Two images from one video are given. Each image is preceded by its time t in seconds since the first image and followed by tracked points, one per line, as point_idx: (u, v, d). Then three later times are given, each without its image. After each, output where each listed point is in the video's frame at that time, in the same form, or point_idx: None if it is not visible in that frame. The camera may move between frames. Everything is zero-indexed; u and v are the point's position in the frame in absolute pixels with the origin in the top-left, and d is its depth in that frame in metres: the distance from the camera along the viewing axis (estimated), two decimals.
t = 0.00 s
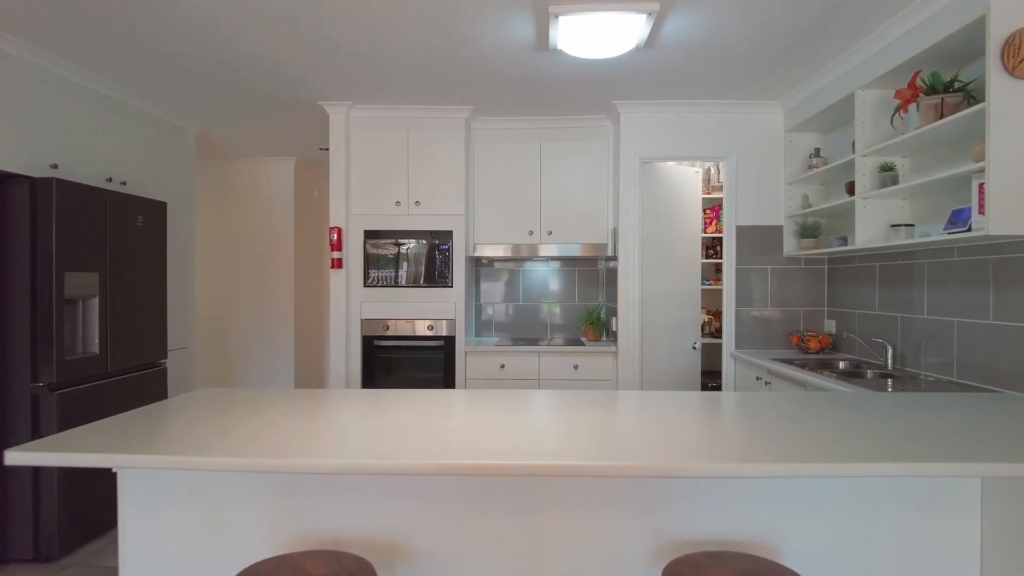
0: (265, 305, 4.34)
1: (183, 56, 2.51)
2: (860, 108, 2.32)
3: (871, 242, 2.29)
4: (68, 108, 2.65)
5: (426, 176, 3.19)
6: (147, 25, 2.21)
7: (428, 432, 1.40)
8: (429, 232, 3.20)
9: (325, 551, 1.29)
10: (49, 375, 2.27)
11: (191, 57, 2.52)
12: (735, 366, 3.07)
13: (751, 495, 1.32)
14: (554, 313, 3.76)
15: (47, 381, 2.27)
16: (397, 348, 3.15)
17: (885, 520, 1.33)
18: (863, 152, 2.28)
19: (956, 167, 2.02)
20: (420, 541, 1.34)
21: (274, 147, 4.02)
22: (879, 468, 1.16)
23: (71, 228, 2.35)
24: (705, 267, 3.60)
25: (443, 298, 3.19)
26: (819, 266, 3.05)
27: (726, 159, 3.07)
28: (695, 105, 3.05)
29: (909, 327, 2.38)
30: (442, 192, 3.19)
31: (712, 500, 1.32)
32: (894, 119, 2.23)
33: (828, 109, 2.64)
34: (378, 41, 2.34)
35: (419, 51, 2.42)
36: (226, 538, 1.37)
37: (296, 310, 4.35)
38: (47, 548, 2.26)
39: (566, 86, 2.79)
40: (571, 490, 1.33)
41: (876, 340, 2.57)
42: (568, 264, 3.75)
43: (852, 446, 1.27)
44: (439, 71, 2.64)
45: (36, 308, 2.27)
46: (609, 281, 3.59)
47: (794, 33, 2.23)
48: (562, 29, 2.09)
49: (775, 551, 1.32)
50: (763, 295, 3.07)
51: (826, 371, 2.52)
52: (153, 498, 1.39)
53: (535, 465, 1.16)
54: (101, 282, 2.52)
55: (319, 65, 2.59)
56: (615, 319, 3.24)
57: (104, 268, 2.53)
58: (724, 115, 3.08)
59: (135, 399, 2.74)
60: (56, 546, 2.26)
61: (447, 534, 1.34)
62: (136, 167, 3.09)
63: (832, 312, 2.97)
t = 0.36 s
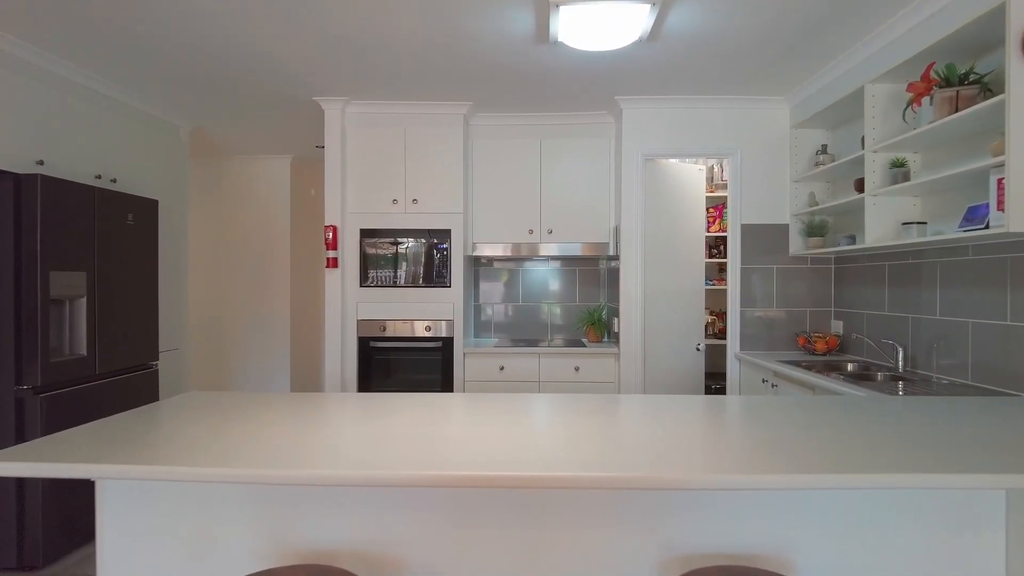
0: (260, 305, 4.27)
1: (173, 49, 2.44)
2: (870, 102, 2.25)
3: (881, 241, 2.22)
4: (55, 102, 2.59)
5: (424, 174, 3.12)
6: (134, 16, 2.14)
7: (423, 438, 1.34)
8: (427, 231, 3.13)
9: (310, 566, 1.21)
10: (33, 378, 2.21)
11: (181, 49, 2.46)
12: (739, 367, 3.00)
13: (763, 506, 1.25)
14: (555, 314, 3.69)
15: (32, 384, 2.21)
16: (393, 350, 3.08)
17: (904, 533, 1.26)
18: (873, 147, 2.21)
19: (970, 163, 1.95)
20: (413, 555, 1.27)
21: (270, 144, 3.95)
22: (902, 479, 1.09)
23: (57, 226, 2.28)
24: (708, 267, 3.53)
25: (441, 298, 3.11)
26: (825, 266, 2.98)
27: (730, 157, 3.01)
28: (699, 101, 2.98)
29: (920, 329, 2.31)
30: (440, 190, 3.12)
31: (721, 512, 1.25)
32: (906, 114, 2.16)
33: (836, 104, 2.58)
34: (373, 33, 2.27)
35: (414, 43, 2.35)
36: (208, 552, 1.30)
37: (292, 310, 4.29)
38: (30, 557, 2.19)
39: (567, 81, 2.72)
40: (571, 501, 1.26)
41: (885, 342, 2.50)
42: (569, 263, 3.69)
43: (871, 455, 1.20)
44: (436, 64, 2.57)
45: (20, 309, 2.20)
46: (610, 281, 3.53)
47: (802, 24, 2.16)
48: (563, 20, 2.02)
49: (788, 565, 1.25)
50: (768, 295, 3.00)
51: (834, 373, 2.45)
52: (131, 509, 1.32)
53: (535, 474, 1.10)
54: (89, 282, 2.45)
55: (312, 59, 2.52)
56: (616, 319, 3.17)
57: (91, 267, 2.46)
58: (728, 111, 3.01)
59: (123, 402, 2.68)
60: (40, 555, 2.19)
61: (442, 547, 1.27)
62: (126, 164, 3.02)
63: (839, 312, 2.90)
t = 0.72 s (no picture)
0: (256, 306, 4.20)
1: (162, 42, 2.37)
2: (884, 97, 2.18)
3: (896, 240, 2.14)
4: (42, 96, 2.51)
5: (422, 171, 3.05)
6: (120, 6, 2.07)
7: (419, 448, 1.26)
8: (425, 230, 3.05)
9: None
10: (17, 382, 2.13)
11: (171, 40, 2.38)
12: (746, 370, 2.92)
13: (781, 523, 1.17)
14: (556, 315, 3.62)
15: (15, 388, 2.13)
16: (391, 352, 3.00)
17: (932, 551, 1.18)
18: (887, 144, 2.14)
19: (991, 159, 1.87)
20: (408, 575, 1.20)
21: (266, 142, 3.88)
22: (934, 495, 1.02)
23: (41, 225, 2.20)
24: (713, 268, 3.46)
25: (439, 299, 3.04)
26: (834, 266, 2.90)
27: (737, 154, 2.93)
28: (704, 97, 2.91)
29: (935, 331, 2.23)
30: (439, 188, 3.05)
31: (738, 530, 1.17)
32: (921, 108, 2.08)
33: (847, 100, 2.50)
34: (370, 25, 2.19)
35: (411, 34, 2.27)
36: None
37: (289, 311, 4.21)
38: (13, 568, 2.12)
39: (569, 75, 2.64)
40: (581, 518, 1.13)
41: (898, 344, 2.42)
42: (570, 264, 3.61)
43: (897, 467, 1.12)
44: (434, 57, 2.49)
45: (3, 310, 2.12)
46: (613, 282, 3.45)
47: (813, 15, 2.09)
48: (565, 10, 1.95)
49: None
50: (776, 296, 2.92)
51: (845, 377, 2.38)
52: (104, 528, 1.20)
53: (539, 490, 1.02)
54: (77, 282, 2.38)
55: (306, 52, 2.45)
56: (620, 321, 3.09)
57: (78, 267, 2.39)
58: (734, 107, 2.93)
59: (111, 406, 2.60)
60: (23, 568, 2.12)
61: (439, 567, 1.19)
62: (117, 161, 2.94)
63: (849, 314, 2.82)
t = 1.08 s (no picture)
0: (252, 307, 4.13)
1: (151, 34, 2.29)
2: (899, 90, 2.10)
3: (911, 239, 2.07)
4: (27, 91, 2.43)
5: (420, 169, 2.97)
6: None
7: (415, 457, 1.18)
8: (424, 229, 2.98)
9: None
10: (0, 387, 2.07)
11: (160, 33, 2.30)
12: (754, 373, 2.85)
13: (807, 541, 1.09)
14: (558, 316, 3.54)
15: None
16: (389, 354, 2.93)
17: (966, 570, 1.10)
18: (902, 139, 2.06)
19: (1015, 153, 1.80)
20: None
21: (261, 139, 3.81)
22: (976, 511, 0.93)
23: (25, 222, 2.12)
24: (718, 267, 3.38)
25: (439, 299, 2.96)
26: (844, 265, 2.82)
27: (743, 151, 2.85)
28: (710, 91, 2.83)
29: (953, 333, 2.15)
30: (438, 186, 2.97)
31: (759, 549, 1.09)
32: (941, 101, 2.01)
33: (859, 94, 2.42)
34: (367, 16, 2.12)
35: (409, 25, 2.19)
36: None
37: (285, 312, 4.15)
38: None
39: (572, 68, 2.56)
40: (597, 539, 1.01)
41: (913, 346, 2.34)
42: (571, 263, 3.53)
43: (930, 478, 1.05)
44: (432, 49, 2.41)
45: None
46: (616, 282, 3.37)
47: (827, 5, 2.00)
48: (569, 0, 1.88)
49: None
50: (784, 297, 2.85)
51: (858, 381, 2.30)
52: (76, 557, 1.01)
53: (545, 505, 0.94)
54: (64, 283, 2.31)
55: (300, 44, 2.37)
56: (624, 322, 3.01)
57: (65, 267, 2.31)
58: (741, 102, 2.86)
59: (100, 410, 2.54)
60: None
61: None
62: (107, 157, 2.86)
63: (860, 315, 2.74)
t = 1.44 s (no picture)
0: (248, 307, 4.06)
1: (140, 26, 2.22)
2: (913, 83, 2.03)
3: (926, 237, 2.00)
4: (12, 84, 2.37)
5: (418, 165, 2.90)
6: None
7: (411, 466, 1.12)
8: (422, 227, 2.91)
9: None
10: None
11: (149, 25, 2.23)
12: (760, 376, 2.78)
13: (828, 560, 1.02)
14: (558, 316, 3.47)
15: None
16: (386, 356, 2.86)
17: None
18: (916, 134, 2.00)
19: None
20: None
21: (256, 136, 3.74)
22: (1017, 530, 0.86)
23: (9, 219, 2.06)
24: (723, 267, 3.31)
25: (437, 299, 2.89)
26: (853, 264, 2.75)
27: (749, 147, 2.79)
28: (716, 86, 2.76)
29: (969, 335, 2.07)
30: (436, 183, 2.90)
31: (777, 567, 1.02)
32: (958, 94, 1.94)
33: (869, 88, 2.36)
34: (362, 6, 2.05)
35: (404, 15, 2.11)
36: None
37: (282, 313, 4.08)
38: None
39: (574, 60, 2.49)
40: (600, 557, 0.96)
41: (926, 348, 2.27)
42: (572, 262, 3.46)
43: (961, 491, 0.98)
44: (429, 41, 2.34)
45: None
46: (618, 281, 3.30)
47: None
48: None
49: None
50: (791, 297, 2.78)
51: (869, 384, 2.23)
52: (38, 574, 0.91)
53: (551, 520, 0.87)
54: (50, 283, 2.24)
55: (293, 35, 2.29)
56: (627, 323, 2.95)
57: (50, 266, 2.24)
58: (747, 97, 2.79)
59: (89, 413, 2.47)
60: None
61: None
62: (96, 152, 2.78)
63: (870, 316, 2.67)
